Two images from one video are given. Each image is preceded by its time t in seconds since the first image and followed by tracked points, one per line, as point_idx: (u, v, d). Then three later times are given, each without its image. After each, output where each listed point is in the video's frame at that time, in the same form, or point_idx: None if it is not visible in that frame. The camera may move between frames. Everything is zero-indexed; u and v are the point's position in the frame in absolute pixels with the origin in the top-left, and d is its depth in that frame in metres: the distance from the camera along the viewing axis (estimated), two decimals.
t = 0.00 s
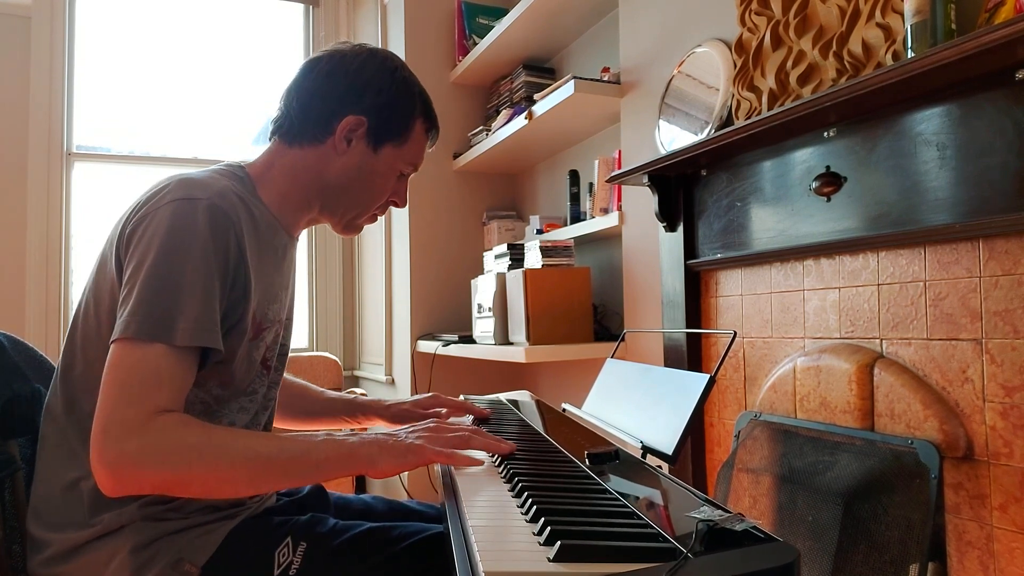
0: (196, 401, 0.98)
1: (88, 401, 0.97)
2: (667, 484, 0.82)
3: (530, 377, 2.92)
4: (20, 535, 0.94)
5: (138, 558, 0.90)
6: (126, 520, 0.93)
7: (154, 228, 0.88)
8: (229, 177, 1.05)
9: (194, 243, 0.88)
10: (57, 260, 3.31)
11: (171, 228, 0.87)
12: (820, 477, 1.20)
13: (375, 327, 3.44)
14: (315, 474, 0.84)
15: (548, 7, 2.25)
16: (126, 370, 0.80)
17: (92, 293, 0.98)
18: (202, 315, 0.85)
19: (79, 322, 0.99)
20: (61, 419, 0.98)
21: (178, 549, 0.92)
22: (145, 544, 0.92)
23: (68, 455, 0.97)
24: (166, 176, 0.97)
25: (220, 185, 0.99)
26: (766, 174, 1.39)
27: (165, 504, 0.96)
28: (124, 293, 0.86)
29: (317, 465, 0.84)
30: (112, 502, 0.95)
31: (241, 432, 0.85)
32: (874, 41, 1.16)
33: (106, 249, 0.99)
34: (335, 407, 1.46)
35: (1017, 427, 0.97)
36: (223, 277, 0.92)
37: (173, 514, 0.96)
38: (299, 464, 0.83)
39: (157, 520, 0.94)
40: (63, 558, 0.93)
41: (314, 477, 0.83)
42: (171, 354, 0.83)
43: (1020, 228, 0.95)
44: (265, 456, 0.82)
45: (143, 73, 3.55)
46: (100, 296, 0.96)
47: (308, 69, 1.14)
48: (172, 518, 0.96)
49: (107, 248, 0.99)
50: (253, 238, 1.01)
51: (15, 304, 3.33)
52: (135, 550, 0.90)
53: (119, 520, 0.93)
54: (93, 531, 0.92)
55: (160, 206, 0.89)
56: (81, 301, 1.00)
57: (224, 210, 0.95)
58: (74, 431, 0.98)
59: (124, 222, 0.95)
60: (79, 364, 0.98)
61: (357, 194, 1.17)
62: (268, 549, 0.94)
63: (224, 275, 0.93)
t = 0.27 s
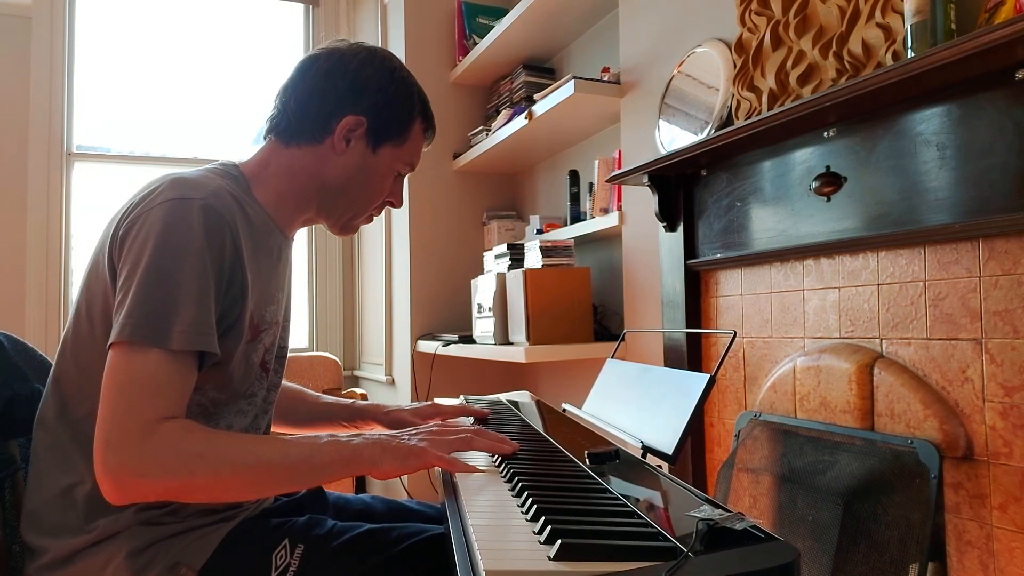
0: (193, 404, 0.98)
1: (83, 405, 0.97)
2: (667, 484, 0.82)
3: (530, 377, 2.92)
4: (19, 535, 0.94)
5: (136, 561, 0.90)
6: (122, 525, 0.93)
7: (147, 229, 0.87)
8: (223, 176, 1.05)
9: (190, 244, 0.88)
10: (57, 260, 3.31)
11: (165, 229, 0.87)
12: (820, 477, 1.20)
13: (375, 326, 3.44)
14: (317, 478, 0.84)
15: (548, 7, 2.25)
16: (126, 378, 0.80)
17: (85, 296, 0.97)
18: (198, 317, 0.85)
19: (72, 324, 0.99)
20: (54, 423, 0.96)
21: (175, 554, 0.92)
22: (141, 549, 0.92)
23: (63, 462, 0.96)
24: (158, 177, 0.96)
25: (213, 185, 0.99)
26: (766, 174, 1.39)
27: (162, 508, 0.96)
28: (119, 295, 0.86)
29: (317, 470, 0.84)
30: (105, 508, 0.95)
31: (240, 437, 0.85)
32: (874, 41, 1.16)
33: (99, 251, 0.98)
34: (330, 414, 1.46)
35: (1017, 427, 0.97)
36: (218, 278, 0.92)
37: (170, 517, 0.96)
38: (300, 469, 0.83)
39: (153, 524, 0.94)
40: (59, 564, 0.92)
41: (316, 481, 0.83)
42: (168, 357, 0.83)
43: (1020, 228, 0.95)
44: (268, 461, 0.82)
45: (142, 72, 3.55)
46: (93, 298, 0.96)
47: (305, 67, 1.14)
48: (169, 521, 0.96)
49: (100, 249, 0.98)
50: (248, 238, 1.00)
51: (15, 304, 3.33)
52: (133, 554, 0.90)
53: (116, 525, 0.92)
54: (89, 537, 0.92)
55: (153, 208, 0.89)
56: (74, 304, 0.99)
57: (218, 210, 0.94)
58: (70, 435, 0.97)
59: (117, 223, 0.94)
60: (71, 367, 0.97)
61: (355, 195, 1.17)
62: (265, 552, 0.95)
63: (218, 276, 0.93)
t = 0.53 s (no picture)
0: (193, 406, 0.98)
1: (84, 406, 0.97)
2: (667, 484, 0.82)
3: (530, 377, 2.92)
4: (19, 535, 0.94)
5: (137, 561, 0.90)
6: (122, 524, 0.93)
7: (148, 231, 0.87)
8: (223, 177, 1.05)
9: (190, 245, 0.88)
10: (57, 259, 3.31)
11: (164, 231, 0.87)
12: (820, 477, 1.20)
13: (375, 326, 3.45)
14: (321, 479, 0.84)
15: (548, 7, 2.26)
16: (129, 381, 0.80)
17: (86, 297, 0.97)
18: (198, 319, 0.85)
19: (73, 325, 0.99)
20: (56, 423, 0.96)
21: (175, 553, 0.92)
22: (142, 548, 0.92)
23: (62, 462, 0.96)
24: (157, 178, 0.96)
25: (213, 186, 0.99)
26: (766, 174, 1.39)
27: (162, 508, 0.96)
28: (120, 297, 0.86)
29: (320, 471, 0.84)
30: (106, 507, 0.95)
31: (242, 438, 0.85)
32: (874, 41, 1.16)
33: (99, 253, 0.98)
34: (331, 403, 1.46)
35: (1017, 427, 0.97)
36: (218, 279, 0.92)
37: (170, 517, 0.96)
38: (302, 470, 0.83)
39: (153, 524, 0.95)
40: (59, 564, 0.92)
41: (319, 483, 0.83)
42: (168, 361, 0.83)
43: (1020, 228, 0.95)
44: (271, 463, 0.82)
45: (142, 72, 3.55)
46: (94, 300, 0.96)
47: (303, 67, 1.14)
48: (169, 521, 0.96)
49: (100, 251, 0.98)
50: (247, 240, 1.00)
51: (15, 304, 3.33)
52: (133, 553, 0.91)
53: (117, 524, 0.92)
54: (90, 537, 0.92)
55: (152, 209, 0.89)
56: (74, 305, 1.00)
57: (216, 211, 0.94)
58: (70, 436, 0.97)
59: (117, 224, 0.94)
60: (71, 368, 0.97)
61: (353, 193, 1.17)
62: (265, 552, 0.95)
63: (218, 276, 0.93)
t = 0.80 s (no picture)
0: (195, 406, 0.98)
1: (85, 406, 0.97)
2: (667, 484, 0.82)
3: (530, 377, 2.92)
4: (19, 535, 0.94)
5: (137, 560, 0.90)
6: (123, 524, 0.93)
7: (149, 230, 0.87)
8: (224, 177, 1.05)
9: (188, 243, 0.88)
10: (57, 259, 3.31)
11: (163, 230, 0.87)
12: (820, 477, 1.20)
13: (375, 327, 3.45)
14: (322, 479, 0.84)
15: (548, 7, 2.26)
16: (131, 379, 0.80)
17: (87, 297, 0.97)
18: (198, 318, 0.85)
19: (75, 326, 0.99)
20: (57, 423, 0.97)
21: (176, 553, 0.93)
22: (143, 547, 0.92)
23: (63, 461, 0.96)
24: (158, 178, 0.96)
25: (214, 186, 0.99)
26: (766, 174, 1.39)
27: (163, 507, 0.96)
28: (121, 297, 0.86)
29: (321, 471, 0.84)
30: (107, 507, 0.95)
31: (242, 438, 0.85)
32: (874, 41, 1.16)
33: (101, 253, 0.98)
34: (334, 408, 1.46)
35: (1017, 427, 0.97)
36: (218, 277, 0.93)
37: (170, 516, 0.96)
38: (303, 469, 0.83)
39: (154, 523, 0.95)
40: (60, 563, 0.92)
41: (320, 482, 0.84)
42: (168, 359, 0.83)
43: (1020, 228, 0.96)
44: (273, 462, 0.82)
45: (142, 72, 3.55)
46: (95, 300, 0.96)
47: (300, 69, 1.16)
48: (170, 520, 0.96)
49: (101, 251, 0.98)
50: (247, 240, 1.00)
51: (15, 304, 3.33)
52: (134, 553, 0.91)
53: (117, 524, 0.92)
54: (90, 536, 0.92)
55: (153, 209, 0.89)
56: (76, 306, 1.00)
57: (217, 211, 0.94)
58: (70, 435, 0.97)
59: (117, 224, 0.94)
60: (72, 368, 0.97)
61: (349, 188, 1.16)
62: (265, 552, 0.95)
63: (218, 275, 0.93)
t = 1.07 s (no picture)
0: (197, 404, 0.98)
1: (86, 405, 0.97)
2: (667, 484, 0.82)
3: (530, 377, 2.92)
4: (20, 535, 0.94)
5: (138, 560, 0.90)
6: (125, 523, 0.93)
7: (150, 230, 0.87)
8: (226, 177, 1.05)
9: (190, 242, 0.88)
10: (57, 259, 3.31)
11: (165, 230, 0.87)
12: (820, 477, 1.20)
13: (375, 327, 3.45)
14: (326, 480, 0.84)
15: (548, 7, 2.26)
16: (135, 378, 0.80)
17: (89, 297, 0.97)
18: (200, 316, 0.85)
19: (76, 325, 0.99)
20: (58, 423, 0.97)
21: (176, 553, 0.93)
22: (144, 547, 0.92)
23: (65, 461, 0.96)
24: (160, 178, 0.96)
25: (215, 185, 0.99)
26: (765, 174, 1.39)
27: (164, 507, 0.96)
28: (123, 297, 0.86)
29: (325, 472, 0.84)
30: (108, 506, 0.95)
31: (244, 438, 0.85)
32: (874, 41, 1.16)
33: (102, 253, 0.98)
34: (334, 408, 1.46)
35: (1017, 427, 0.97)
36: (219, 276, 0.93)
37: (171, 516, 0.96)
38: (307, 470, 0.83)
39: (155, 523, 0.95)
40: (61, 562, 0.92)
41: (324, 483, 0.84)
42: (171, 358, 0.83)
43: (1020, 228, 0.95)
44: (276, 463, 0.82)
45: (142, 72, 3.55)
46: (97, 299, 0.96)
47: (299, 70, 1.16)
48: (171, 520, 0.96)
49: (102, 250, 0.98)
50: (249, 239, 1.00)
51: (15, 305, 3.33)
52: (135, 552, 0.91)
53: (119, 523, 0.93)
54: (91, 535, 0.92)
55: (155, 209, 0.89)
56: (77, 306, 1.00)
57: (218, 211, 0.94)
58: (69, 435, 0.97)
59: (119, 224, 0.94)
60: (73, 369, 0.97)
61: (346, 187, 1.16)
62: (266, 552, 0.95)
63: (220, 274, 0.93)
